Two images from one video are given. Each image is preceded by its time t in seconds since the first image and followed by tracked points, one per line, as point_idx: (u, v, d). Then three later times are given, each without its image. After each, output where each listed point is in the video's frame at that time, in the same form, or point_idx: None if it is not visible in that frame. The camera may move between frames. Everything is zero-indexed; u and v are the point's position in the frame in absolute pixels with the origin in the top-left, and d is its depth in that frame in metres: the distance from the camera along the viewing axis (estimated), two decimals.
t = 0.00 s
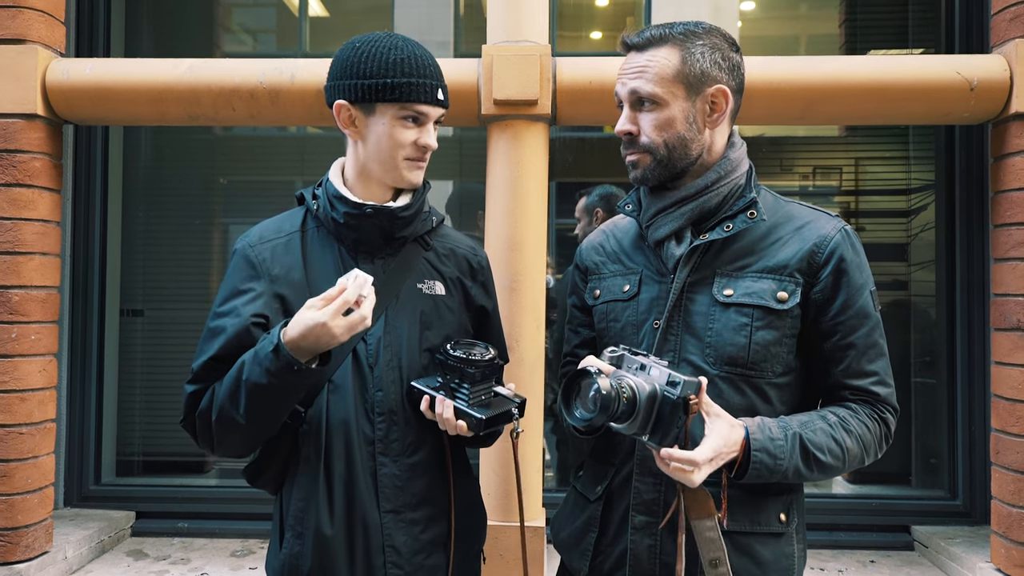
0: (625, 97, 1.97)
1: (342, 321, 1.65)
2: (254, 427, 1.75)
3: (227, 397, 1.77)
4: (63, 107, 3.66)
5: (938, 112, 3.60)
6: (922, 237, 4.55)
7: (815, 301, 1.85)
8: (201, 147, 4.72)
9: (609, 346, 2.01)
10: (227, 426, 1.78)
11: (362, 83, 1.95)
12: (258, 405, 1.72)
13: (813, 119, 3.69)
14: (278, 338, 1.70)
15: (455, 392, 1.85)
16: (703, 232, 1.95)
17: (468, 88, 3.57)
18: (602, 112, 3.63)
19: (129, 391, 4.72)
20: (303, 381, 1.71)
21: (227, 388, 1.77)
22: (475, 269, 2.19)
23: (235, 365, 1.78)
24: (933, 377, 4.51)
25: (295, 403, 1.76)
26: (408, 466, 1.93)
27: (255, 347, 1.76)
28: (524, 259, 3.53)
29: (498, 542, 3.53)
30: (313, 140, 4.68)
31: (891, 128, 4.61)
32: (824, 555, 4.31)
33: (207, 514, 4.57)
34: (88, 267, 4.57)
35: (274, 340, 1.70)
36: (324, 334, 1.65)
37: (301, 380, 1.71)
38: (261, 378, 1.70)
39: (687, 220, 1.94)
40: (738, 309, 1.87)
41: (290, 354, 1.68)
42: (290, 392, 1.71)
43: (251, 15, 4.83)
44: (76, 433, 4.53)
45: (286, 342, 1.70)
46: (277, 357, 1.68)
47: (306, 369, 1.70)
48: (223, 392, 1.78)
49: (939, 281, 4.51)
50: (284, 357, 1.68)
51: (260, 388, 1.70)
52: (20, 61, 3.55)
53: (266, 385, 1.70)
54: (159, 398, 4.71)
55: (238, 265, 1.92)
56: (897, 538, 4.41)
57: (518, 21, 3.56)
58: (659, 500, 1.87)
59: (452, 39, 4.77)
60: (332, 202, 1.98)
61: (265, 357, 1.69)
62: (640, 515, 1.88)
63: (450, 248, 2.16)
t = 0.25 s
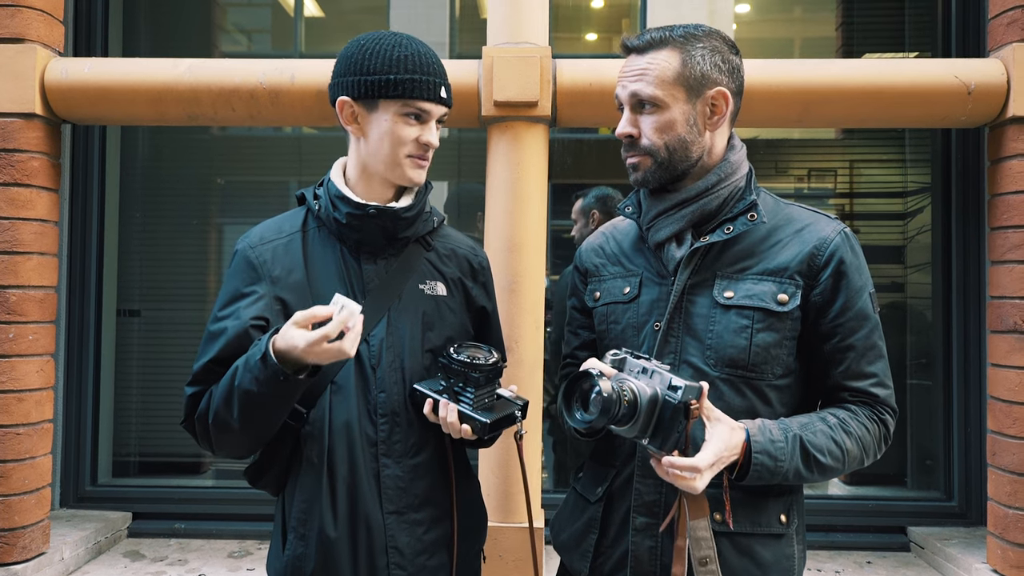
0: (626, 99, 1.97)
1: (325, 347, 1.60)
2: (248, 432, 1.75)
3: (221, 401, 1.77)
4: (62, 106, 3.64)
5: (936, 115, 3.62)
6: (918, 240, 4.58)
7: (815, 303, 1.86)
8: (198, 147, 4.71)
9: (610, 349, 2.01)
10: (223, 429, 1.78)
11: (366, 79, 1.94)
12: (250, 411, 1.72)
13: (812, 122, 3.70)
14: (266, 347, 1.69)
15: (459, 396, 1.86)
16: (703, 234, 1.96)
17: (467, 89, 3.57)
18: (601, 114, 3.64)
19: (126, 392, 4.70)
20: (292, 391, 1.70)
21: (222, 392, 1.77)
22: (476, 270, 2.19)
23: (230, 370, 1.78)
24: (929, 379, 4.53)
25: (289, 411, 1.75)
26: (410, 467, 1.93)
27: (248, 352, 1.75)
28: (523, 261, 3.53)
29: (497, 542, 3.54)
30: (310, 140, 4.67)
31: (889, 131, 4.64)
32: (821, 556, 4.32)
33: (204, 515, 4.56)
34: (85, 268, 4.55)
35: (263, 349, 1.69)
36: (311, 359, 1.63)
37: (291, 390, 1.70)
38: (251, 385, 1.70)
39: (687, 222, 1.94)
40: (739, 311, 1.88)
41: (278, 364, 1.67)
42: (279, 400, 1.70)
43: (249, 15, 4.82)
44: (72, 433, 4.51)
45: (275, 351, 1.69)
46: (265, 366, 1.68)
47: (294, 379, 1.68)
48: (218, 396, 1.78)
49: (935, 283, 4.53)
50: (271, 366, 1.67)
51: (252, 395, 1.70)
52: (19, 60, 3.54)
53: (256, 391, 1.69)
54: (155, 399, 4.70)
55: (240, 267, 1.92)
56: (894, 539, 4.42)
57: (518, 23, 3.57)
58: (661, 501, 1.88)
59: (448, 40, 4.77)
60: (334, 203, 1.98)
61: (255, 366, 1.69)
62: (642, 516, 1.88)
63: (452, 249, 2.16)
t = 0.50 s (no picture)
0: (627, 101, 1.98)
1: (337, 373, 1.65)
2: (254, 437, 1.76)
3: (228, 407, 1.78)
4: (61, 104, 3.64)
5: (934, 118, 3.63)
6: (915, 242, 4.60)
7: (814, 305, 1.87)
8: (196, 145, 4.70)
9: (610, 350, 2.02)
10: (228, 433, 1.79)
11: (358, 77, 1.95)
12: (259, 418, 1.72)
13: (810, 125, 3.72)
14: (277, 358, 1.70)
15: (457, 396, 1.86)
16: (703, 236, 1.97)
17: (467, 90, 3.58)
18: (601, 115, 3.65)
19: (123, 390, 4.70)
20: (302, 401, 1.71)
21: (228, 396, 1.77)
22: (477, 271, 2.19)
23: (236, 375, 1.78)
24: (925, 381, 4.56)
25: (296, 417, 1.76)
26: (410, 468, 1.93)
27: (255, 359, 1.76)
28: (523, 261, 3.54)
29: (495, 542, 3.54)
30: (309, 140, 4.67)
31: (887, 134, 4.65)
32: (817, 557, 4.33)
33: (201, 514, 4.55)
34: (82, 266, 4.54)
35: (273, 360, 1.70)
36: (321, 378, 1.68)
37: (301, 401, 1.71)
38: (261, 394, 1.70)
39: (687, 224, 1.95)
40: (739, 313, 1.89)
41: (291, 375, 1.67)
42: (289, 409, 1.71)
43: (248, 13, 4.82)
44: (69, 432, 4.50)
45: (287, 362, 1.70)
46: (276, 377, 1.68)
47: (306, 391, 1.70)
48: (225, 402, 1.78)
49: (932, 286, 4.55)
50: (283, 377, 1.68)
51: (260, 404, 1.71)
52: (18, 57, 3.53)
53: (265, 401, 1.70)
54: (152, 397, 4.69)
55: (241, 266, 1.92)
56: (889, 540, 4.44)
57: (518, 24, 3.58)
58: (660, 502, 1.88)
59: (446, 40, 4.77)
60: (336, 202, 1.98)
61: (265, 375, 1.70)
62: (641, 517, 1.89)
63: (453, 250, 2.16)
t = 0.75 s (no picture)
0: (627, 105, 1.98)
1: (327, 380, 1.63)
2: (249, 439, 1.76)
3: (224, 409, 1.78)
4: (62, 108, 3.64)
5: (933, 123, 3.65)
6: (914, 246, 4.61)
7: (815, 309, 1.87)
8: (196, 148, 4.70)
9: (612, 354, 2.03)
10: (225, 434, 1.79)
11: (351, 82, 1.97)
12: (253, 421, 1.72)
13: (810, 129, 3.73)
14: (268, 363, 1.69)
15: (459, 401, 1.86)
16: (704, 240, 1.98)
17: (468, 93, 3.58)
18: (601, 119, 3.66)
19: (122, 393, 4.70)
20: (294, 405, 1.70)
21: (226, 398, 1.78)
22: (481, 276, 2.19)
23: (234, 377, 1.78)
24: (924, 385, 4.56)
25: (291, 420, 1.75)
26: (406, 472, 1.93)
27: (251, 362, 1.76)
28: (523, 264, 3.54)
29: (495, 546, 3.55)
30: (309, 143, 4.67)
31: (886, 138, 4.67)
32: (816, 560, 4.34)
33: (200, 517, 4.55)
34: (83, 268, 4.54)
35: (265, 363, 1.69)
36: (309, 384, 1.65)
37: (291, 405, 1.70)
38: (254, 397, 1.70)
39: (688, 227, 1.96)
40: (739, 317, 1.89)
41: (281, 379, 1.66)
42: (281, 413, 1.70)
43: (248, 16, 4.83)
44: (69, 435, 4.50)
45: (277, 366, 1.68)
46: (268, 380, 1.68)
47: (297, 394, 1.69)
48: (221, 404, 1.78)
49: (931, 290, 4.56)
50: (274, 381, 1.67)
51: (254, 407, 1.71)
52: (20, 61, 3.54)
53: (258, 404, 1.70)
54: (152, 400, 4.69)
55: (243, 267, 1.93)
56: (889, 544, 4.45)
57: (519, 28, 3.59)
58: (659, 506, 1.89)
59: (445, 44, 4.78)
60: (339, 205, 1.99)
61: (258, 379, 1.69)
62: (641, 520, 1.89)
63: (457, 254, 2.16)
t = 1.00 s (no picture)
0: (625, 110, 2.00)
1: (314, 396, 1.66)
2: (244, 444, 1.76)
3: (219, 415, 1.78)
4: (61, 111, 3.65)
5: (929, 129, 3.66)
6: (910, 251, 4.62)
7: (811, 314, 1.88)
8: (195, 152, 4.71)
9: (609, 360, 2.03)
10: (221, 440, 1.79)
11: (347, 85, 1.97)
12: (247, 428, 1.73)
13: (807, 134, 3.74)
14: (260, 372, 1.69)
15: (452, 408, 1.87)
16: (701, 245, 1.99)
17: (466, 98, 3.60)
18: (599, 124, 3.67)
19: (120, 396, 4.70)
20: (288, 413, 1.70)
21: (221, 404, 1.78)
22: (477, 281, 2.20)
23: (229, 383, 1.78)
24: (921, 390, 4.57)
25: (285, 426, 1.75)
26: (402, 477, 1.94)
27: (245, 370, 1.75)
28: (520, 269, 3.55)
29: (492, 550, 3.55)
30: (308, 147, 4.68)
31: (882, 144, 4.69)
32: (813, 565, 4.34)
33: (198, 520, 4.55)
34: (81, 271, 4.55)
35: (257, 372, 1.69)
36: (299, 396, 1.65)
37: (284, 414, 1.70)
38: (248, 405, 1.70)
39: (685, 233, 1.97)
40: (736, 322, 1.90)
41: (273, 389, 1.66)
42: (275, 420, 1.71)
43: (247, 20, 4.84)
44: (66, 438, 4.50)
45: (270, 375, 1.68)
46: (260, 390, 1.68)
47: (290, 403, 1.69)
48: (216, 410, 1.79)
49: (927, 295, 4.58)
50: (266, 391, 1.67)
51: (248, 414, 1.71)
52: (20, 64, 3.55)
53: (252, 412, 1.70)
54: (150, 403, 4.69)
55: (238, 271, 1.93)
56: (886, 548, 4.45)
57: (517, 33, 3.60)
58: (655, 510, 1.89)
59: (444, 48, 4.79)
60: (335, 209, 1.99)
61: (251, 387, 1.69)
62: (636, 525, 1.90)
63: (453, 259, 2.17)
